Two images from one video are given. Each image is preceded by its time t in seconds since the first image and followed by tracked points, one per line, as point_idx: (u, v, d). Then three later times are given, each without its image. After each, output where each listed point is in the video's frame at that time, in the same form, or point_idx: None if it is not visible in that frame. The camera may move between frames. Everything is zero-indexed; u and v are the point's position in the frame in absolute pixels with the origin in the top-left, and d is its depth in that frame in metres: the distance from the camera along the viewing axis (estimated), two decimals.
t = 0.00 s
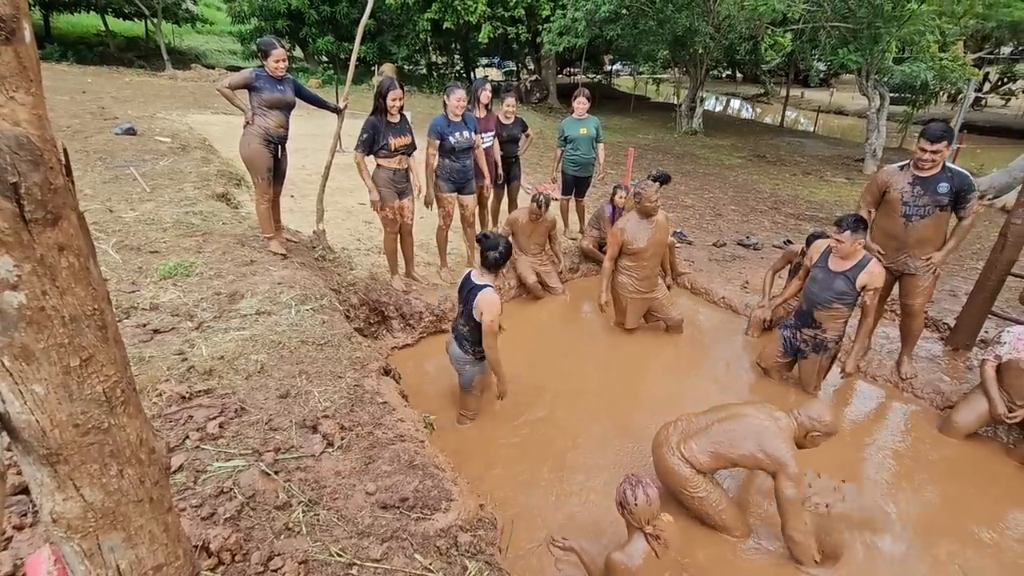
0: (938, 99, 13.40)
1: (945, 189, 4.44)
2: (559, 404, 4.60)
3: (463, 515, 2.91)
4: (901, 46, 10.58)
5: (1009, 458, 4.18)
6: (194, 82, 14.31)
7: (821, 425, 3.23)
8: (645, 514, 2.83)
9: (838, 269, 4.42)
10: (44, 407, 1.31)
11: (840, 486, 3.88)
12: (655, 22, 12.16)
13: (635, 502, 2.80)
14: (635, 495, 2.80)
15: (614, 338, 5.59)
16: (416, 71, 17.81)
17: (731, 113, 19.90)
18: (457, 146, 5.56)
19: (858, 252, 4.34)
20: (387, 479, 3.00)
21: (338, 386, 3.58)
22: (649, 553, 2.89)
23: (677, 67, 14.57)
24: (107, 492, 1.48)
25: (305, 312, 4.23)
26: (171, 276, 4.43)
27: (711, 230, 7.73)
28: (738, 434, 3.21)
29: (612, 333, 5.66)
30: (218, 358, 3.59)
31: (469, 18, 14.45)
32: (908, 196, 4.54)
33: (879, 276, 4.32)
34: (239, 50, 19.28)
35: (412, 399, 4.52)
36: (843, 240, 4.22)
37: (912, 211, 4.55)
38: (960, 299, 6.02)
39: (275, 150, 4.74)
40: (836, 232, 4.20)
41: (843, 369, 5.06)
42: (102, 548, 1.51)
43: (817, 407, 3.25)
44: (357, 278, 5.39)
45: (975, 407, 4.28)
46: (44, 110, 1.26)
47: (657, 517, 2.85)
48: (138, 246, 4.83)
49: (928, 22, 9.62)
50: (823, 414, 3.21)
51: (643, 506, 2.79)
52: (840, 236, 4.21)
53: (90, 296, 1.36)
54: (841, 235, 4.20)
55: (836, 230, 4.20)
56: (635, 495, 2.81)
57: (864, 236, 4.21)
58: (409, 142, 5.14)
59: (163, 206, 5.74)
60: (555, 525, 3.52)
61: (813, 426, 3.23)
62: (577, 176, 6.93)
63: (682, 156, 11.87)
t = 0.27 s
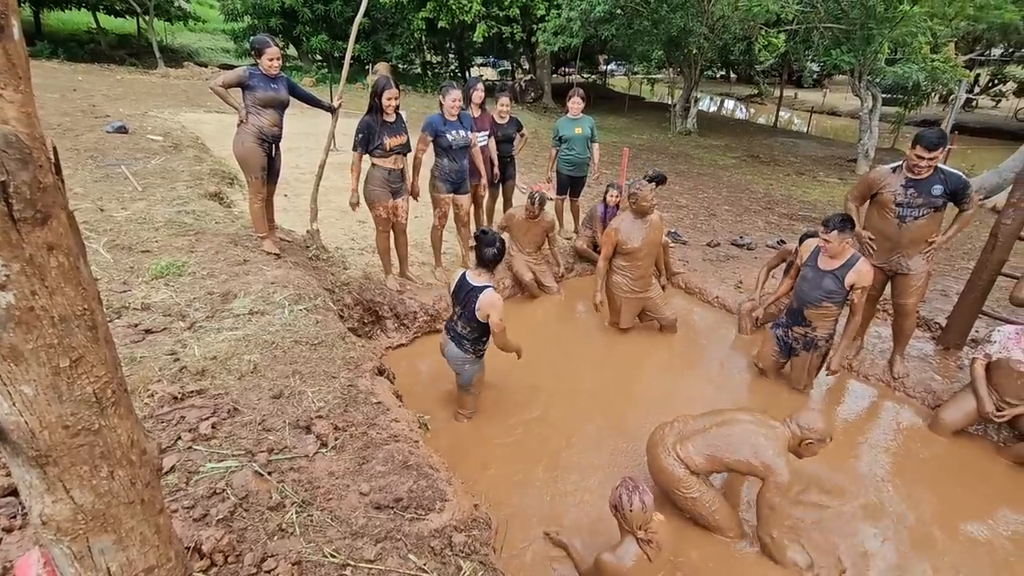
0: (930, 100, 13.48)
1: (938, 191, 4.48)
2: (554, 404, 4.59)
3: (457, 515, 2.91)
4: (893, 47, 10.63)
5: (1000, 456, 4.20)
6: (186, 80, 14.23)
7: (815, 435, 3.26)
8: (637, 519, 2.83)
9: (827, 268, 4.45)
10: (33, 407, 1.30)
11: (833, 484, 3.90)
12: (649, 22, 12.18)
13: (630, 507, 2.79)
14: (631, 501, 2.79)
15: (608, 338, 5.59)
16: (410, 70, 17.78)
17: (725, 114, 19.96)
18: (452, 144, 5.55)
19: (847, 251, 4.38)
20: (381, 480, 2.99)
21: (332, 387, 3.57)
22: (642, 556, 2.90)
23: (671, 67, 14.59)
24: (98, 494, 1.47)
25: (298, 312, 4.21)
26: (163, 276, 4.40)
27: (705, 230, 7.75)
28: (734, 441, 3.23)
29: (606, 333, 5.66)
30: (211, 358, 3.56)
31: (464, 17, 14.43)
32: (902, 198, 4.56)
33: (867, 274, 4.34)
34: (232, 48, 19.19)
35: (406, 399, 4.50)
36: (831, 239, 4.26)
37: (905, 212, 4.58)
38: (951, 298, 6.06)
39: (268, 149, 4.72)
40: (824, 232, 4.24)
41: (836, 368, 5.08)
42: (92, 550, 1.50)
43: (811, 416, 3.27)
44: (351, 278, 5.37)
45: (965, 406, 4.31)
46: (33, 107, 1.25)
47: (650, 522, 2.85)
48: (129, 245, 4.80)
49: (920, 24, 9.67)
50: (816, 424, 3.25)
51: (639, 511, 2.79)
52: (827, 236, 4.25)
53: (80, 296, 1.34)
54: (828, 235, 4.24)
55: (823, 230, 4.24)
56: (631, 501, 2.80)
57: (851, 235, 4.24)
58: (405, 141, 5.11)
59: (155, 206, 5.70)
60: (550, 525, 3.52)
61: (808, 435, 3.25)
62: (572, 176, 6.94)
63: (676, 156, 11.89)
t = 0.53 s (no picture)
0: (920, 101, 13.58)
1: (928, 191, 4.51)
2: (547, 404, 4.59)
3: (450, 515, 2.90)
4: (884, 48, 10.71)
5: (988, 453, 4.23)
6: (176, 77, 14.12)
7: (809, 437, 3.25)
8: (635, 520, 2.82)
9: (812, 266, 4.49)
10: (19, 408, 1.28)
11: (824, 482, 3.92)
12: (642, 22, 12.19)
13: (627, 508, 2.79)
14: (629, 502, 2.78)
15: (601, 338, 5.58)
16: (403, 68, 17.72)
17: (717, 113, 20.02)
18: (445, 143, 5.54)
19: (830, 248, 4.42)
20: (374, 479, 2.98)
21: (324, 386, 3.55)
22: (637, 557, 2.90)
23: (664, 67, 14.62)
24: (85, 496, 1.45)
25: (290, 311, 4.19)
26: (153, 275, 4.36)
27: (697, 229, 7.77)
28: (727, 441, 3.22)
29: (599, 332, 5.66)
30: (201, 357, 3.54)
31: (457, 15, 14.41)
32: (893, 198, 4.59)
33: (852, 270, 4.38)
34: (223, 45, 19.07)
35: (398, 399, 4.48)
36: (813, 236, 4.31)
37: (896, 212, 4.61)
38: (940, 297, 6.10)
39: (261, 146, 4.69)
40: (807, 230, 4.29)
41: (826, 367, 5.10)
42: (80, 553, 1.48)
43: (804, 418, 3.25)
44: (343, 277, 5.34)
45: (953, 404, 4.35)
46: (17, 103, 1.23)
47: (645, 523, 2.86)
48: (118, 243, 4.76)
49: (909, 26, 9.76)
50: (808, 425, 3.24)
51: (637, 513, 2.78)
52: (811, 233, 4.29)
53: (67, 295, 1.32)
54: (811, 232, 4.29)
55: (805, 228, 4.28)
56: (629, 502, 2.79)
57: (834, 232, 4.28)
58: (399, 140, 5.09)
59: (145, 204, 5.65)
60: (543, 525, 3.51)
61: (800, 435, 3.25)
62: (565, 175, 6.93)
63: (669, 156, 11.92)
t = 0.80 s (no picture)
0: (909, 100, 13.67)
1: (916, 191, 4.53)
2: (539, 402, 4.57)
3: (441, 514, 2.87)
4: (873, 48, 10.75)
5: (976, 448, 4.26)
6: (164, 72, 13.98)
7: (799, 423, 3.25)
8: (630, 519, 2.81)
9: (796, 263, 4.50)
10: None
11: (815, 479, 3.92)
12: (634, 20, 12.17)
13: (623, 506, 2.77)
14: (624, 499, 2.77)
15: (593, 335, 5.57)
16: (394, 65, 17.63)
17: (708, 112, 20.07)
18: (436, 140, 5.51)
19: (812, 244, 4.45)
20: (364, 479, 2.95)
21: (314, 385, 3.51)
22: (631, 555, 2.88)
23: (656, 65, 14.63)
24: (61, 500, 1.41)
25: (279, 309, 4.14)
26: (138, 273, 4.30)
27: (689, 227, 7.77)
28: (717, 431, 3.24)
29: (591, 330, 5.65)
30: (188, 356, 3.49)
31: (448, 12, 14.35)
32: (881, 198, 4.59)
33: (836, 265, 4.40)
34: (211, 40, 18.89)
35: (389, 398, 4.44)
36: (795, 234, 4.32)
37: (884, 211, 4.62)
38: (929, 295, 6.13)
39: (249, 142, 4.63)
40: (789, 228, 4.30)
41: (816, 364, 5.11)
42: (57, 558, 1.44)
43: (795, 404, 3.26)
44: (334, 274, 5.30)
45: (941, 401, 4.36)
46: None
47: (639, 523, 2.84)
48: (103, 240, 4.69)
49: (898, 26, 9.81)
50: (800, 412, 3.24)
51: (631, 510, 2.77)
52: (793, 231, 4.31)
53: (40, 292, 1.28)
54: (792, 229, 4.31)
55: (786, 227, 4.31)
56: (623, 499, 2.78)
57: (815, 229, 4.30)
58: (390, 135, 5.05)
59: (131, 200, 5.58)
60: (536, 524, 3.49)
61: (789, 420, 3.25)
62: (557, 173, 6.91)
63: (661, 154, 11.92)
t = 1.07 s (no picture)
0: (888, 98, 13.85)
1: (894, 188, 4.57)
2: (526, 399, 4.56)
3: (428, 513, 2.86)
4: (853, 47, 10.87)
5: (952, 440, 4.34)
6: (141, 67, 13.73)
7: (779, 395, 3.11)
8: (617, 513, 2.81)
9: (776, 257, 4.52)
10: None
11: (799, 472, 3.97)
12: (619, 17, 12.18)
13: (610, 501, 2.78)
14: (610, 494, 2.78)
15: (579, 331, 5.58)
16: (378, 61, 17.50)
17: (692, 109, 20.18)
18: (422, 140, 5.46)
19: (792, 239, 4.47)
20: (350, 478, 2.92)
21: (298, 385, 3.47)
22: (619, 552, 2.88)
23: (640, 62, 14.67)
24: (35, 507, 1.37)
25: (262, 308, 4.09)
26: (116, 272, 4.22)
27: (673, 224, 7.80)
28: (697, 412, 3.22)
29: (577, 326, 5.65)
30: (168, 357, 3.43)
31: (432, 8, 14.27)
32: (860, 195, 4.63)
33: (814, 259, 4.43)
34: (190, 34, 18.60)
35: (375, 397, 4.41)
36: (776, 229, 4.33)
37: (864, 209, 4.66)
38: (907, 290, 6.22)
39: (229, 139, 4.57)
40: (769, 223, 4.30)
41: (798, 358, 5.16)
42: (31, 567, 1.38)
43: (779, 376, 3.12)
44: (318, 273, 5.25)
45: (917, 393, 4.42)
46: None
47: (627, 518, 2.85)
48: (80, 239, 4.60)
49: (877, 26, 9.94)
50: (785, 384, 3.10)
51: (618, 505, 2.77)
52: (774, 227, 4.32)
53: (9, 293, 1.24)
54: (773, 224, 4.31)
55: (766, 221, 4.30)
56: (610, 494, 2.79)
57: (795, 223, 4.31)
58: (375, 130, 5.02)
59: (108, 198, 5.48)
60: (523, 521, 3.48)
61: (767, 392, 3.14)
62: (543, 170, 6.90)
63: (645, 151, 11.96)
